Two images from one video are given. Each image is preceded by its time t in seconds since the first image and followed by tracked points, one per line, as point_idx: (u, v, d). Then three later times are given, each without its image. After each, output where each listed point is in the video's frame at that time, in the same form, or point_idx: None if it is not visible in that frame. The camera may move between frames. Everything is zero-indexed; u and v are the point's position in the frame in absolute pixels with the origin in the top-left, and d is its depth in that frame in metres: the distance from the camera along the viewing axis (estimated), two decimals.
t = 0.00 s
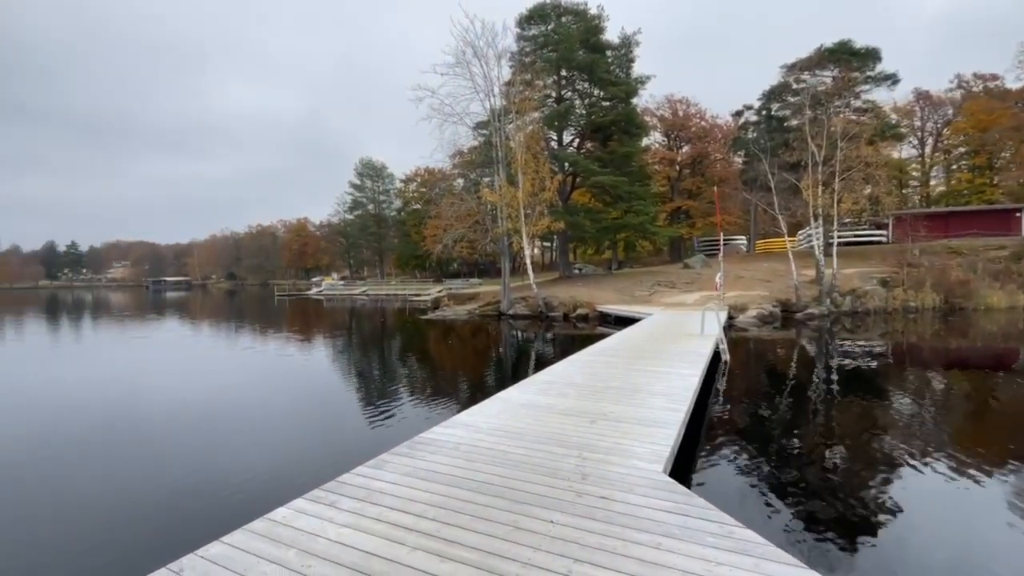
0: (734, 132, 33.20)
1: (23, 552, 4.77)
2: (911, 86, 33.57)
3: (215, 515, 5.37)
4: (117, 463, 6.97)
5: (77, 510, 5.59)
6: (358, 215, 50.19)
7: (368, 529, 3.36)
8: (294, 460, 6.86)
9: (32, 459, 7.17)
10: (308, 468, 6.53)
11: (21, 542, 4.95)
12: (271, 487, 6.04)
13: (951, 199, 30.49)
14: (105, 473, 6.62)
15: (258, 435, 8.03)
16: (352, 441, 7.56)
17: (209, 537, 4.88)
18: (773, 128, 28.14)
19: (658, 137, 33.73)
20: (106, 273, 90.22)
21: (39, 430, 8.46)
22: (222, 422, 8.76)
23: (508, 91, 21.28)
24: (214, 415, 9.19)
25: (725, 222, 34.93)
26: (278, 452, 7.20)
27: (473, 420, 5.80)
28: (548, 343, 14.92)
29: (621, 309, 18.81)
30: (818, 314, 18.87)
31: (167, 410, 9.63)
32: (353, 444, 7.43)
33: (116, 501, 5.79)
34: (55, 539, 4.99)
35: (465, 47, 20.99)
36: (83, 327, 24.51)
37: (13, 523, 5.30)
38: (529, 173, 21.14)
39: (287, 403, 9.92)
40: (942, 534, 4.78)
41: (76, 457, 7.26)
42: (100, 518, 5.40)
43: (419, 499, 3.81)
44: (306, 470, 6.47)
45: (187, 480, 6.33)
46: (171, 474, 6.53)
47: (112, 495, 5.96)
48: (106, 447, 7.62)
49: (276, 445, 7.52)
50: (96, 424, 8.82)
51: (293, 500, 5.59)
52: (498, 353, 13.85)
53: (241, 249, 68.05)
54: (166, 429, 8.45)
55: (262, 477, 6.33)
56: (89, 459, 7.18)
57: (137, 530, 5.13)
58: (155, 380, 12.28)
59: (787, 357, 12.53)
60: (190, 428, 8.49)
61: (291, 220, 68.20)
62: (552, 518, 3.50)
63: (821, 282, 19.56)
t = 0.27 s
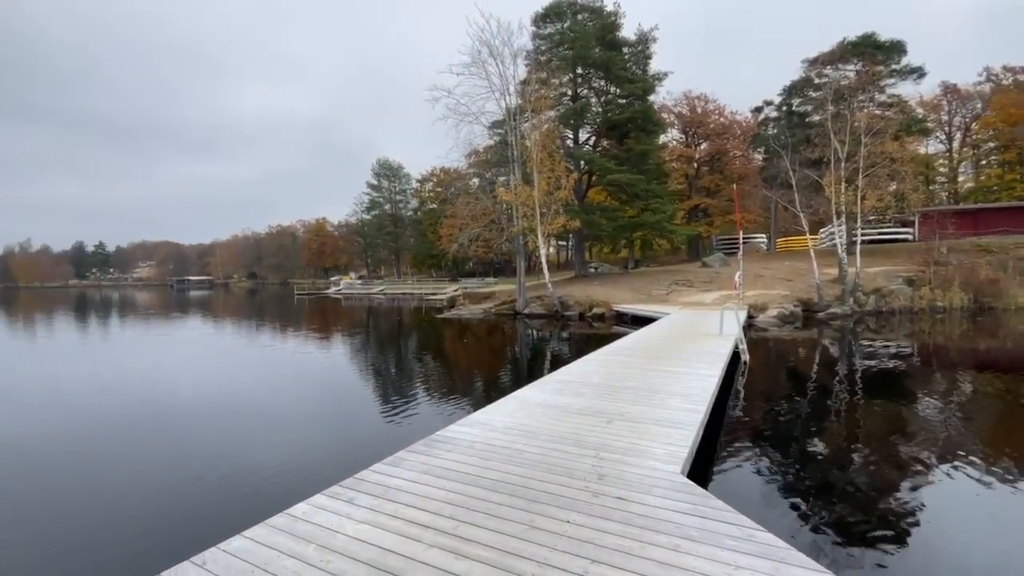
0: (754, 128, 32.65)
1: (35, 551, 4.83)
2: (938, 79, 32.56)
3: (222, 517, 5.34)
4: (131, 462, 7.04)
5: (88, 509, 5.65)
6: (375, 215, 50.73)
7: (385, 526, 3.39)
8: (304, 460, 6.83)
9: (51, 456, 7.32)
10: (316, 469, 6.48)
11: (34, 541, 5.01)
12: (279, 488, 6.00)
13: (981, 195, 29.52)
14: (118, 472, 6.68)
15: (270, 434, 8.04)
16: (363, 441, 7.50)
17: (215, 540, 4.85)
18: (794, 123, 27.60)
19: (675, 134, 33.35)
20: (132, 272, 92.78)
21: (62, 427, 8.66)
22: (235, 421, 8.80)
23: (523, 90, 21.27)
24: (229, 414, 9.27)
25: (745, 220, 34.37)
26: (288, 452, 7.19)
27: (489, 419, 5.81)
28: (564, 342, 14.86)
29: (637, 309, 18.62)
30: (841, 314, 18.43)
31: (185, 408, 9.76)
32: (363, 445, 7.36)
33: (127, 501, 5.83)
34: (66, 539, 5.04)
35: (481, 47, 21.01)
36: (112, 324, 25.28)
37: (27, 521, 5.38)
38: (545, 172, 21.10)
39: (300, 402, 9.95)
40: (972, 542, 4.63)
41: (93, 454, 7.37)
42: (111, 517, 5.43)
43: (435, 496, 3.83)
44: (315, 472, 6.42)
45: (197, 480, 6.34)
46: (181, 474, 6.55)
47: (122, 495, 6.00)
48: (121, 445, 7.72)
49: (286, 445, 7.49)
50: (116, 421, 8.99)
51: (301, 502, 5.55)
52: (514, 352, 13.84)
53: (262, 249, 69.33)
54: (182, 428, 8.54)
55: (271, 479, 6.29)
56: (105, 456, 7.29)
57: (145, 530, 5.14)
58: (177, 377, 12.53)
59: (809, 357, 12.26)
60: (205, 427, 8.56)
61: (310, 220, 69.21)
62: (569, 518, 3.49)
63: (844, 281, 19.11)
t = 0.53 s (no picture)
0: (772, 124, 32.12)
1: (45, 548, 4.87)
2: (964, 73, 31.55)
3: (228, 517, 5.33)
4: (143, 460, 7.11)
5: (98, 507, 5.68)
6: (390, 215, 51.18)
7: (400, 523, 3.42)
8: (314, 460, 6.82)
9: (67, 453, 7.43)
10: (326, 470, 6.46)
11: (43, 539, 5.05)
12: (286, 489, 5.97)
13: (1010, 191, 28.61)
14: (129, 470, 6.74)
15: (279, 433, 8.04)
16: (372, 441, 7.46)
17: (219, 542, 4.82)
18: (814, 119, 27.10)
19: (692, 131, 32.98)
20: (156, 272, 95.11)
21: (80, 424, 8.82)
22: (247, 420, 8.85)
23: (537, 88, 21.24)
24: (241, 413, 9.33)
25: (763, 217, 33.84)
26: (299, 452, 7.19)
27: (503, 418, 5.82)
28: (578, 341, 14.80)
29: (653, 308, 18.44)
30: (862, 313, 18.03)
31: (199, 406, 9.87)
32: (372, 445, 7.31)
33: (135, 500, 5.86)
34: (74, 537, 5.07)
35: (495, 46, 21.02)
36: (136, 323, 25.92)
37: (42, 517, 5.48)
38: (559, 170, 21.04)
39: (312, 400, 9.98)
40: (1001, 548, 4.49)
41: (107, 451, 7.46)
42: (118, 516, 5.46)
43: (450, 494, 3.84)
44: (322, 472, 6.38)
45: (205, 480, 6.35)
46: (190, 473, 6.58)
47: (132, 493, 6.04)
48: (135, 443, 7.81)
49: (294, 445, 7.49)
50: (134, 418, 9.16)
51: (308, 503, 5.51)
52: (528, 351, 13.83)
53: (280, 249, 70.47)
54: (197, 425, 8.65)
55: (278, 479, 6.27)
56: (118, 454, 7.37)
57: (152, 530, 5.15)
58: (196, 375, 12.75)
59: (829, 358, 12.01)
60: (217, 425, 8.63)
61: (326, 220, 70.09)
62: (583, 518, 3.48)
63: (866, 280, 18.69)
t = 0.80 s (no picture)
0: (791, 120, 31.55)
1: (52, 545, 4.92)
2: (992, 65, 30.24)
3: (232, 517, 5.31)
4: (154, 457, 7.18)
5: (105, 504, 5.74)
6: (405, 214, 51.54)
7: (415, 520, 3.44)
8: (324, 458, 6.85)
9: (85, 447, 7.61)
10: (336, 467, 6.48)
11: (51, 535, 5.11)
12: (291, 489, 5.94)
13: None
14: (139, 467, 6.80)
15: (288, 432, 8.05)
16: (380, 441, 7.41)
17: (221, 542, 4.80)
18: (834, 113, 26.53)
19: (708, 127, 32.53)
20: (177, 270, 97.27)
21: (98, 420, 9.00)
22: (257, 418, 8.90)
23: (551, 86, 21.18)
24: (253, 410, 9.40)
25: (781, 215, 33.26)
26: (310, 449, 7.24)
27: (517, 416, 5.82)
28: (592, 340, 14.73)
29: (668, 306, 18.25)
30: (884, 312, 17.61)
31: (213, 403, 9.99)
32: (379, 445, 7.26)
33: (142, 497, 5.90)
34: (81, 534, 5.11)
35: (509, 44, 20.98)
36: (159, 320, 26.55)
37: (59, 509, 5.62)
38: (573, 168, 20.94)
39: (323, 399, 10.00)
40: None
41: (120, 448, 7.58)
42: (124, 514, 5.49)
43: (463, 491, 3.87)
44: (327, 473, 6.34)
45: (209, 479, 6.35)
46: (196, 471, 6.60)
47: (138, 490, 6.08)
48: (147, 439, 7.91)
49: (301, 444, 7.47)
50: (154, 413, 9.38)
51: (312, 504, 5.47)
52: (542, 349, 13.81)
53: (297, 248, 71.50)
54: (213, 421, 8.80)
55: (283, 478, 6.25)
56: (131, 450, 7.47)
57: (157, 529, 5.17)
58: (213, 371, 12.98)
59: (849, 358, 11.77)
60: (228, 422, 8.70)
61: (342, 219, 70.87)
62: (598, 517, 3.46)
63: (888, 279, 18.24)
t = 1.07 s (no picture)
0: (810, 114, 30.97)
1: (64, 539, 5.01)
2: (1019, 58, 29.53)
3: (236, 518, 5.29)
4: (164, 454, 7.25)
5: (113, 501, 5.78)
6: (419, 212, 51.84)
7: (429, 515, 3.46)
8: (334, 456, 6.87)
9: (106, 442, 7.80)
10: (346, 466, 6.49)
11: (60, 531, 5.16)
12: (296, 489, 5.91)
13: None
14: (149, 464, 6.87)
15: (295, 430, 8.04)
16: (388, 441, 7.35)
17: (225, 542, 4.78)
18: (855, 108, 25.95)
19: (725, 123, 32.08)
20: (197, 268, 99.26)
21: (114, 415, 9.17)
22: (267, 416, 8.93)
23: (565, 83, 21.09)
24: (264, 408, 9.44)
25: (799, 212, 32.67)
26: (321, 447, 7.27)
27: (531, 414, 5.82)
28: (605, 338, 14.64)
29: (683, 305, 18.06)
30: (907, 311, 17.18)
31: (226, 400, 10.08)
32: (386, 445, 7.19)
33: (149, 495, 5.93)
34: (92, 529, 5.19)
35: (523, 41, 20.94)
36: (180, 317, 27.13)
37: (77, 503, 5.76)
38: (587, 165, 20.82)
39: (333, 397, 10.00)
40: None
41: (133, 444, 7.68)
42: (131, 511, 5.52)
43: (477, 488, 3.88)
44: (332, 473, 6.29)
45: (215, 477, 6.35)
46: (203, 470, 6.62)
47: (145, 488, 6.11)
48: (160, 437, 8.00)
49: (307, 443, 7.43)
50: (172, 408, 9.58)
51: (317, 504, 5.44)
52: (555, 347, 13.79)
53: (313, 246, 72.41)
54: (228, 417, 8.93)
55: (288, 478, 6.22)
56: (143, 447, 7.56)
57: (162, 527, 5.17)
58: (230, 368, 13.17)
59: (870, 357, 11.52)
60: (238, 420, 8.76)
61: (357, 217, 71.54)
62: (612, 516, 3.45)
63: (910, 277, 17.80)
